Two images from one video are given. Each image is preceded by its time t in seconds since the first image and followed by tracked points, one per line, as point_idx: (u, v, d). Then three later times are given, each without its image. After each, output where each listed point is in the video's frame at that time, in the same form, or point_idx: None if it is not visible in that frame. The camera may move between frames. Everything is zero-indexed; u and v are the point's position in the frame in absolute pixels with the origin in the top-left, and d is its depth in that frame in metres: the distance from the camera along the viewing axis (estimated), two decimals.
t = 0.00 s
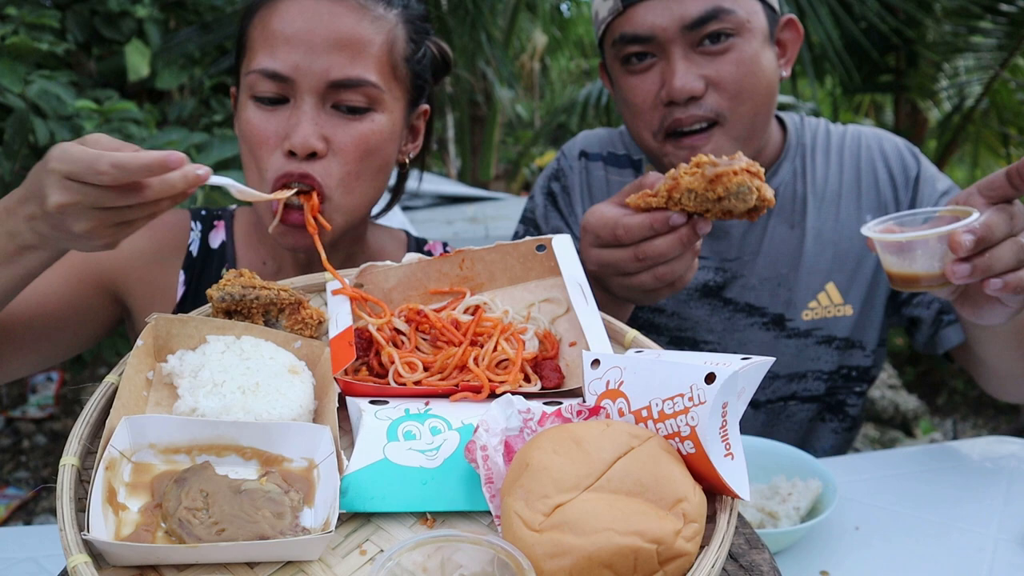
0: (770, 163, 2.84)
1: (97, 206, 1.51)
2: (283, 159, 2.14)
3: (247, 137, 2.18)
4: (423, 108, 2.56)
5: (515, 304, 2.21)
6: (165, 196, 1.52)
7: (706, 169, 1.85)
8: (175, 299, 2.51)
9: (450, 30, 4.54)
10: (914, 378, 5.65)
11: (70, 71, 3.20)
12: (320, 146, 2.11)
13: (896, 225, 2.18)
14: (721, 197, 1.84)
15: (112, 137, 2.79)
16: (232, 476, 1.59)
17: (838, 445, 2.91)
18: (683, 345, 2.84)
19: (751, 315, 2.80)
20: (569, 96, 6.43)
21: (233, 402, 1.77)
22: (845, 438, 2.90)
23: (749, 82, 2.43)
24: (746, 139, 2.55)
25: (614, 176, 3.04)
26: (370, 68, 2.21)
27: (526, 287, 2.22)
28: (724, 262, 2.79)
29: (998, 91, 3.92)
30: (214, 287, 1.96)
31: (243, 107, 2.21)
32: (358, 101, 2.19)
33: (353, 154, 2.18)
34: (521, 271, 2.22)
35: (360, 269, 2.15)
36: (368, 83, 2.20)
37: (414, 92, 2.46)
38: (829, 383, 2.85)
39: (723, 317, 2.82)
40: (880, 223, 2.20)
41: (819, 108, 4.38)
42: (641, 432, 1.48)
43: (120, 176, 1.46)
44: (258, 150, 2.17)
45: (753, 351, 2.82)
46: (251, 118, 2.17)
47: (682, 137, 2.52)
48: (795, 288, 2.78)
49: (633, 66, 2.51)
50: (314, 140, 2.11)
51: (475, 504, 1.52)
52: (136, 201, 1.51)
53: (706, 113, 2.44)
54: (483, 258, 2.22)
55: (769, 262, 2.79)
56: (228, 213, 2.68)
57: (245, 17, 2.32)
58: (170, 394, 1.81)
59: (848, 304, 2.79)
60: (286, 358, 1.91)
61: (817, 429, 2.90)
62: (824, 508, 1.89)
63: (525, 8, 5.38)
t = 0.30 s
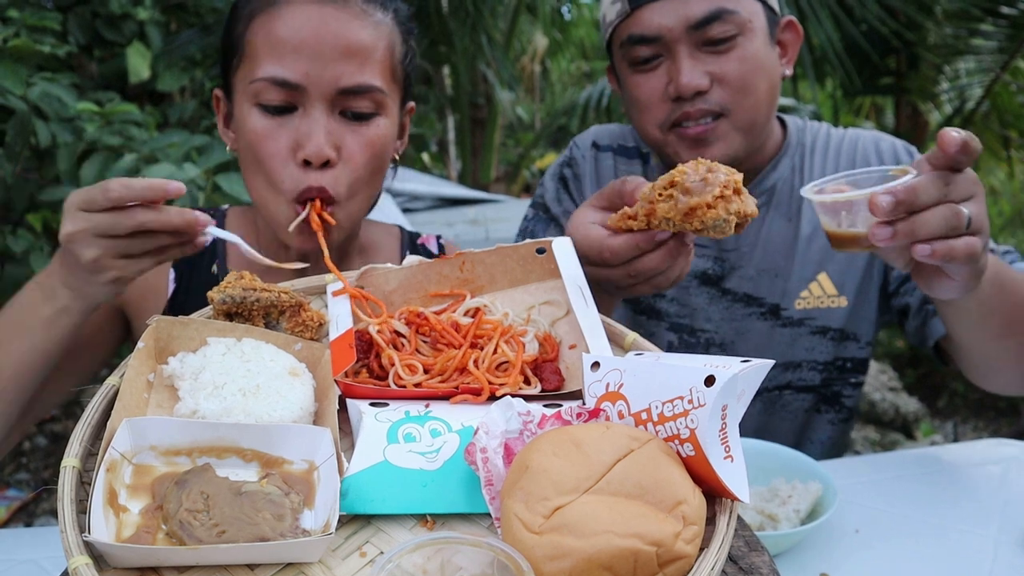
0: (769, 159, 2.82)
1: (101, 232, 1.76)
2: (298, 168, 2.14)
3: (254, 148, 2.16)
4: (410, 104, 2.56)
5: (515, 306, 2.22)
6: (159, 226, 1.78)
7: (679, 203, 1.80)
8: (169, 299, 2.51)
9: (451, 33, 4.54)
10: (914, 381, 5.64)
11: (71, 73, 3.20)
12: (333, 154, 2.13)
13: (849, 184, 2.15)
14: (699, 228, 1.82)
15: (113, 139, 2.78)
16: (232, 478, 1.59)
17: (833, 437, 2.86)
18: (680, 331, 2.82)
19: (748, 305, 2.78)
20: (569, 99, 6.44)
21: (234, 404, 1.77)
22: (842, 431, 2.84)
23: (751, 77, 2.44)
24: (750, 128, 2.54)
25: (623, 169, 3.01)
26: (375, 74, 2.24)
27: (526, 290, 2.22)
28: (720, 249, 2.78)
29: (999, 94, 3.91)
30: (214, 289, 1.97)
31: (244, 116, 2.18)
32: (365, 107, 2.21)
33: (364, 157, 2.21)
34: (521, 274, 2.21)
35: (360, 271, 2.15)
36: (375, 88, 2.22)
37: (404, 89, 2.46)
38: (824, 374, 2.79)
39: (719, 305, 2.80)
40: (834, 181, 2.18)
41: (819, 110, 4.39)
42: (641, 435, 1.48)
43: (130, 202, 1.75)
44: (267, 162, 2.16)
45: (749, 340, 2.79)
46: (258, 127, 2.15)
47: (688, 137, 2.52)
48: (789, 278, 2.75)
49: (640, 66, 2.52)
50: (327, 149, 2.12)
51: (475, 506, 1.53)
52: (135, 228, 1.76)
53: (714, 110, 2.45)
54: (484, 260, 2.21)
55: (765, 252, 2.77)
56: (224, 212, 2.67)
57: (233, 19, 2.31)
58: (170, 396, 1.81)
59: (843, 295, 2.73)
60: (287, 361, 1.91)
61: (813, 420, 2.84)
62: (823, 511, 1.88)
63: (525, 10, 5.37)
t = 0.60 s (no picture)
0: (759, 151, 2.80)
1: (128, 238, 1.78)
2: (272, 162, 2.14)
3: (231, 144, 2.17)
4: (389, 100, 2.57)
5: (512, 308, 2.22)
6: (177, 218, 1.76)
7: (663, 196, 1.82)
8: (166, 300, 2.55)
9: (449, 34, 4.55)
10: (913, 383, 5.67)
11: (70, 74, 3.20)
12: (306, 147, 2.13)
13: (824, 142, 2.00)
14: (678, 226, 1.84)
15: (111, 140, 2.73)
16: (229, 480, 1.60)
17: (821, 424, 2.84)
18: (672, 320, 2.78)
19: (739, 295, 2.74)
20: (569, 100, 6.44)
21: (231, 406, 1.78)
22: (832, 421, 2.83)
23: (742, 57, 2.44)
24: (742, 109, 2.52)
25: (618, 163, 3.01)
26: (348, 68, 2.24)
27: (524, 291, 2.21)
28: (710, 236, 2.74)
29: (998, 96, 3.84)
30: (212, 291, 1.97)
31: (222, 114, 2.20)
32: (338, 101, 2.21)
33: (339, 150, 2.21)
34: (517, 275, 2.20)
35: (357, 272, 2.15)
36: (347, 81, 2.22)
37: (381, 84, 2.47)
38: (816, 362, 2.76)
39: (710, 294, 2.75)
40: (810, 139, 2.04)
41: (819, 112, 4.39)
42: (637, 436, 1.49)
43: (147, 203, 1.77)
44: (243, 158, 2.16)
45: (740, 330, 2.75)
46: (234, 124, 2.16)
47: (682, 113, 2.49)
48: (777, 267, 2.73)
49: (632, 49, 2.52)
50: (300, 142, 2.12)
51: (472, 507, 1.53)
52: (155, 226, 1.76)
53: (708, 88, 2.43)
54: (480, 262, 2.20)
55: (753, 241, 2.74)
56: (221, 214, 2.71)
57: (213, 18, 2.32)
58: (168, 397, 1.81)
59: (832, 283, 2.70)
60: (284, 362, 1.91)
61: (804, 410, 2.81)
62: (820, 513, 1.89)
63: (524, 11, 5.37)
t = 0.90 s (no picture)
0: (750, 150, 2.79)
1: (127, 243, 1.77)
2: (266, 163, 2.13)
3: (226, 145, 2.17)
4: (386, 103, 2.57)
5: (510, 310, 2.21)
6: (173, 221, 1.73)
7: (608, 178, 1.77)
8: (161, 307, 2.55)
9: (449, 36, 4.56)
10: (912, 385, 5.67)
11: (69, 76, 3.20)
12: (300, 147, 2.12)
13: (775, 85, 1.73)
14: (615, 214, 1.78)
15: (111, 142, 2.74)
16: (226, 483, 1.59)
17: (805, 414, 2.77)
18: (660, 309, 2.71)
19: (727, 288, 2.70)
20: (568, 102, 6.43)
21: (228, 409, 1.77)
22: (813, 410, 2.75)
23: (727, 43, 2.44)
24: (728, 94, 2.51)
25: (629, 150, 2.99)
26: (343, 69, 2.24)
27: (522, 293, 2.20)
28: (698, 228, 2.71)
29: (997, 97, 3.90)
30: (210, 293, 1.96)
31: (217, 116, 2.20)
32: (333, 101, 2.21)
33: (333, 150, 2.20)
34: (517, 278, 2.18)
35: (355, 275, 2.14)
36: (343, 81, 2.22)
37: (379, 86, 2.48)
38: (802, 354, 2.69)
39: (699, 286, 2.70)
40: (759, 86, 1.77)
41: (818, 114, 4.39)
42: (636, 440, 1.49)
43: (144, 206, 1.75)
44: (238, 159, 2.16)
45: (728, 323, 2.69)
46: (229, 125, 2.16)
47: (668, 97, 2.48)
48: (763, 259, 2.70)
49: (621, 40, 2.52)
50: (294, 142, 2.11)
51: (470, 511, 1.53)
52: (152, 230, 1.74)
53: (695, 73, 2.43)
54: (479, 264, 2.19)
55: (741, 234, 2.71)
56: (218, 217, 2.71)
57: (211, 20, 2.33)
58: (165, 400, 1.81)
59: (817, 275, 2.66)
60: (281, 365, 1.91)
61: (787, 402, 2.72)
62: (819, 516, 1.88)
63: (523, 13, 5.36)
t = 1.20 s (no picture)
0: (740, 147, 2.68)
1: (102, 240, 1.79)
2: (257, 165, 2.14)
3: (215, 153, 2.17)
4: (378, 105, 2.56)
5: (509, 316, 2.20)
6: (146, 212, 1.75)
7: (560, 213, 1.73)
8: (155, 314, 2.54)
9: (447, 38, 4.58)
10: (911, 387, 5.67)
11: (66, 79, 3.18)
12: (292, 148, 2.13)
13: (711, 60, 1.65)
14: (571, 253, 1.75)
15: (109, 145, 2.73)
16: (223, 491, 1.59)
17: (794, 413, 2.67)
18: (655, 305, 2.64)
19: (716, 288, 2.63)
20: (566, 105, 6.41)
21: (225, 416, 1.77)
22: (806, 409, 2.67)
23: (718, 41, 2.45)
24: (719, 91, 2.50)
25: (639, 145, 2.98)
26: (331, 68, 2.24)
27: (521, 299, 2.19)
28: (688, 225, 2.64)
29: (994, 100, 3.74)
30: (206, 299, 1.96)
31: (205, 124, 2.19)
32: (322, 100, 2.21)
33: (326, 150, 2.21)
34: (515, 284, 2.18)
35: (353, 280, 2.14)
36: (331, 81, 2.22)
37: (368, 87, 2.47)
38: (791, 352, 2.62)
39: (691, 285, 2.64)
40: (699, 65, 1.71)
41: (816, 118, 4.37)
42: (634, 448, 1.48)
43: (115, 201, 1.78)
44: (228, 165, 2.16)
45: (718, 324, 2.63)
46: (217, 131, 2.15)
47: (659, 95, 2.48)
48: (747, 258, 2.62)
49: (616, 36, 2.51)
50: (285, 143, 2.12)
51: (468, 518, 1.52)
52: (124, 222, 1.76)
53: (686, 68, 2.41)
54: (477, 270, 2.19)
55: (729, 233, 2.62)
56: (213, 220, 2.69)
57: (191, 36, 2.33)
58: (162, 406, 1.80)
59: (804, 273, 2.58)
60: (278, 371, 1.90)
61: (766, 400, 2.62)
62: (818, 522, 1.89)
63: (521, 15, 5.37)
